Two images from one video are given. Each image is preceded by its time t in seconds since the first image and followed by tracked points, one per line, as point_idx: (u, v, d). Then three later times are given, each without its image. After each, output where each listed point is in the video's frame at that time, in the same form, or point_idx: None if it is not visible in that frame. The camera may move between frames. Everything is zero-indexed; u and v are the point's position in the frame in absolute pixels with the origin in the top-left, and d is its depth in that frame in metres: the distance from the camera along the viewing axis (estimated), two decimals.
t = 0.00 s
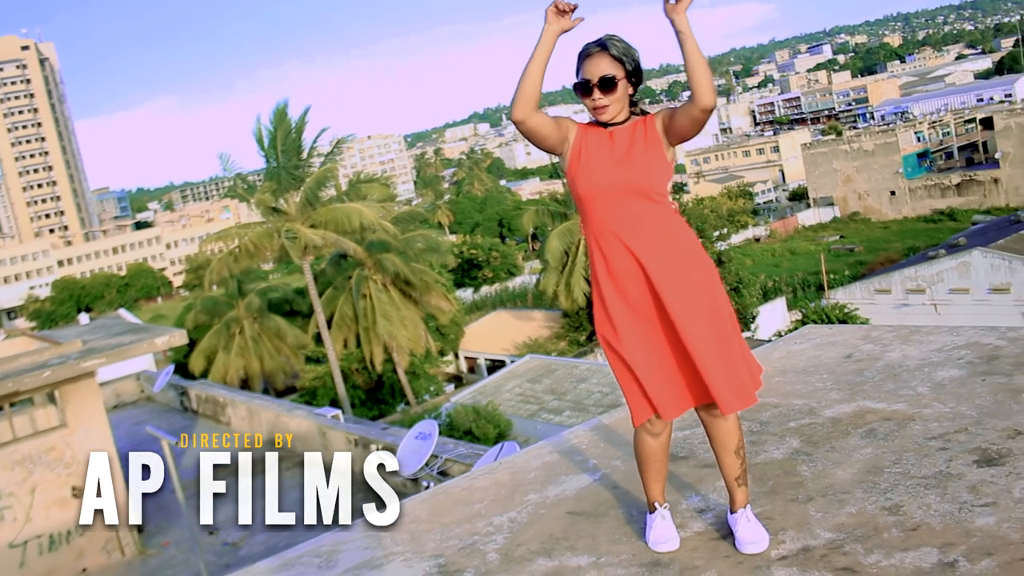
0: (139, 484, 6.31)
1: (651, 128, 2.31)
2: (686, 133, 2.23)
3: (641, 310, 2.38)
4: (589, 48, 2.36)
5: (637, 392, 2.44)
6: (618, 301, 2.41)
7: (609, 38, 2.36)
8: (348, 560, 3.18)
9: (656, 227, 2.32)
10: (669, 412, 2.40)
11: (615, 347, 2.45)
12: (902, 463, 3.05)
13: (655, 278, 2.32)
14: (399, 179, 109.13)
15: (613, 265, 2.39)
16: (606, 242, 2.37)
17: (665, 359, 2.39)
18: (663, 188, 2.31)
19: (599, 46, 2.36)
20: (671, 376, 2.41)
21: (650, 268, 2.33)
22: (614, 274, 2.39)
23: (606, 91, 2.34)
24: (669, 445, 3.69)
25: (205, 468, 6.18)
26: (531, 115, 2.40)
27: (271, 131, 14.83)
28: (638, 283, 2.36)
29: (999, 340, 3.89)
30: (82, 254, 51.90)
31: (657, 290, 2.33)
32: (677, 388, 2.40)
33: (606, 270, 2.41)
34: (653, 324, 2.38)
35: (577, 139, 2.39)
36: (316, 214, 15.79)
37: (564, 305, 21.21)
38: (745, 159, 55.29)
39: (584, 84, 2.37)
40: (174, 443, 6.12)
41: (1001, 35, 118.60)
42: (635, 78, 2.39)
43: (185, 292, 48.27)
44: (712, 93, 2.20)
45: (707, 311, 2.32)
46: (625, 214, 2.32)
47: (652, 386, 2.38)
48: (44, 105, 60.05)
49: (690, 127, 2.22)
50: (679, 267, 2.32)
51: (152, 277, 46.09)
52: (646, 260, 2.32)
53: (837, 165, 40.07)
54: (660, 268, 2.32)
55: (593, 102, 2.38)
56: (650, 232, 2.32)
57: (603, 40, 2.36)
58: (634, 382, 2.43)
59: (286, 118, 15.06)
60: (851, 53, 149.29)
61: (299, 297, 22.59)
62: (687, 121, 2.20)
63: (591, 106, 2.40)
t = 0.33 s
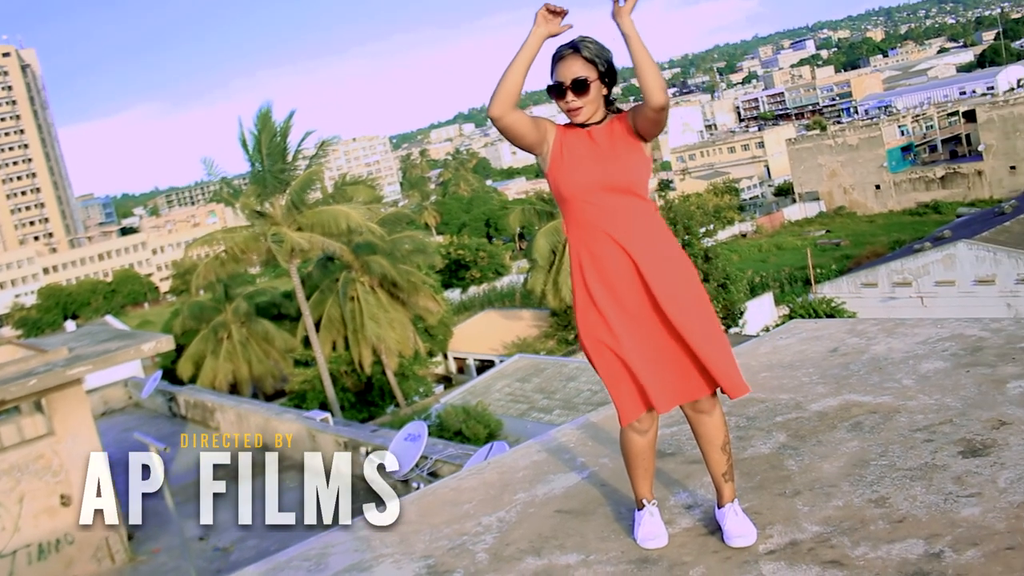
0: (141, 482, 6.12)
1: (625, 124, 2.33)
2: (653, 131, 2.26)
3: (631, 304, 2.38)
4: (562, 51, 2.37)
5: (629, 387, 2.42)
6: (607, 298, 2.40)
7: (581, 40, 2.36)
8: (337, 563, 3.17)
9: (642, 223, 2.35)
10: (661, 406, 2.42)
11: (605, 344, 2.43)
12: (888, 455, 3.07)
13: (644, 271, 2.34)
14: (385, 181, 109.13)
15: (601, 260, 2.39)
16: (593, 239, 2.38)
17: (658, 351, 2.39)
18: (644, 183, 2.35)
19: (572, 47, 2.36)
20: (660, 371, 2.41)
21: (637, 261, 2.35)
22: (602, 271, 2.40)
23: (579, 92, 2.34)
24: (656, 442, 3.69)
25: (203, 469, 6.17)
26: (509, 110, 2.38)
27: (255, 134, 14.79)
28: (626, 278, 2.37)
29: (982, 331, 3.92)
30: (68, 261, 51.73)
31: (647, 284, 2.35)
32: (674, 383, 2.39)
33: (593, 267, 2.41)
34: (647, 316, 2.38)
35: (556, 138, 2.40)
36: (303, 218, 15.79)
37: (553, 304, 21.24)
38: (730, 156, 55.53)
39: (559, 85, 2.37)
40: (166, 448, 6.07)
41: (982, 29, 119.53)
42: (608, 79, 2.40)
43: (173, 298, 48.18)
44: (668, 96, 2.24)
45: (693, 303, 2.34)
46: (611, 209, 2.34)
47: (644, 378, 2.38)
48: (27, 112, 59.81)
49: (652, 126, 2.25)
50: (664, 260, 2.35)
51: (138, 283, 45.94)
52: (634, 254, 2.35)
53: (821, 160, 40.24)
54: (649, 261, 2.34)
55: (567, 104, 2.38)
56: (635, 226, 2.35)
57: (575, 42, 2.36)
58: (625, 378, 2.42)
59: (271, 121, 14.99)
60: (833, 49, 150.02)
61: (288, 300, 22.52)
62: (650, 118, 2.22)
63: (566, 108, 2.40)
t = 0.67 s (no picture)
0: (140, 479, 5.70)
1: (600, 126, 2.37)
2: (623, 132, 2.31)
3: (616, 299, 2.39)
4: (533, 53, 2.38)
5: (613, 382, 2.42)
6: (592, 291, 2.40)
7: (554, 42, 2.38)
8: (323, 566, 3.17)
9: (628, 220, 2.40)
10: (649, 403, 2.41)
11: (588, 340, 2.42)
12: (871, 448, 3.08)
13: (633, 265, 2.38)
14: (370, 183, 109.24)
15: (588, 254, 2.39)
16: (579, 233, 2.39)
17: (644, 346, 2.40)
18: (627, 182, 2.40)
19: (544, 50, 2.37)
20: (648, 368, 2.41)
21: (624, 257, 2.38)
22: (588, 266, 2.39)
23: (552, 96, 2.36)
24: (641, 439, 3.70)
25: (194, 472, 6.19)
26: (481, 119, 2.40)
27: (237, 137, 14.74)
28: (614, 270, 2.38)
29: (964, 324, 3.94)
30: (52, 268, 51.58)
31: (634, 279, 2.38)
32: (660, 375, 2.39)
33: (577, 260, 2.41)
34: (634, 311, 2.39)
35: (535, 142, 2.41)
36: (287, 220, 15.76)
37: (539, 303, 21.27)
38: (715, 153, 55.65)
39: (532, 89, 2.39)
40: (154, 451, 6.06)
41: (961, 24, 120.23)
42: (580, 81, 2.42)
43: (158, 303, 48.09)
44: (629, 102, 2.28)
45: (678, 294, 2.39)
46: (598, 204, 2.37)
47: (634, 375, 2.37)
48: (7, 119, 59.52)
49: (623, 126, 2.30)
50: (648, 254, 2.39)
51: (122, 289, 45.68)
52: (621, 249, 2.38)
53: (804, 156, 40.25)
54: (637, 257, 2.38)
55: (540, 106, 2.39)
56: (623, 222, 2.39)
57: (548, 44, 2.39)
58: (609, 372, 2.41)
59: (253, 124, 14.94)
60: (814, 45, 150.56)
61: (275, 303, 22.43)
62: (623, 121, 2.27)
63: (539, 110, 2.42)
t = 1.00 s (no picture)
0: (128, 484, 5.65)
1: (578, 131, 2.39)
2: (601, 137, 2.32)
3: (598, 295, 2.39)
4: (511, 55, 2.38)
5: (591, 380, 2.42)
6: (573, 289, 2.39)
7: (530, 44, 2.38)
8: (310, 569, 3.16)
9: (608, 218, 2.42)
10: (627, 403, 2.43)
11: (566, 336, 2.42)
12: (854, 443, 3.10)
13: (616, 264, 2.39)
14: (354, 185, 109.08)
15: (569, 251, 2.40)
16: (563, 231, 2.39)
17: (628, 343, 2.40)
18: (608, 180, 2.42)
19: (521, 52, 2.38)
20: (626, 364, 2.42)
21: (604, 253, 2.39)
22: (570, 263, 2.40)
23: (527, 99, 2.36)
24: (625, 438, 3.71)
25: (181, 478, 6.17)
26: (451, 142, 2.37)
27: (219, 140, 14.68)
28: (598, 268, 2.39)
29: (945, 318, 3.97)
30: (34, 275, 51.23)
31: (615, 278, 2.40)
32: (641, 375, 2.40)
33: (558, 259, 2.41)
34: (615, 308, 2.41)
35: (513, 148, 2.39)
36: (272, 224, 15.74)
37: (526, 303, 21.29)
38: (698, 150, 55.80)
39: (509, 92, 2.38)
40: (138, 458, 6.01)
41: (941, 20, 121.02)
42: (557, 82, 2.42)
43: (142, 308, 47.85)
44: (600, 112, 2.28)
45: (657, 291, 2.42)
46: (583, 203, 2.38)
47: (613, 374, 2.38)
48: None
49: (599, 136, 2.30)
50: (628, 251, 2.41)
51: (106, 295, 45.44)
52: (604, 247, 2.39)
53: (787, 153, 40.46)
54: (619, 256, 2.40)
55: (516, 109, 2.40)
56: (606, 222, 2.41)
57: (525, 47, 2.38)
58: (588, 369, 2.42)
59: (235, 128, 14.88)
60: (795, 42, 151.28)
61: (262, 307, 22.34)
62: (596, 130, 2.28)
63: (515, 112, 2.42)
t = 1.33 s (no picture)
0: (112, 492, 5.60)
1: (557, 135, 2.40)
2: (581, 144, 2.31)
3: (576, 293, 2.40)
4: (486, 58, 2.41)
5: (569, 379, 2.44)
6: (552, 288, 2.40)
7: (502, 47, 2.40)
8: (296, 573, 3.15)
9: (587, 216, 2.42)
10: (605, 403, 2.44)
11: (542, 333, 2.43)
12: (838, 439, 3.11)
13: (594, 263, 2.39)
14: (338, 189, 108.92)
15: (548, 251, 2.40)
16: (541, 231, 2.40)
17: (606, 343, 2.41)
18: (588, 179, 2.42)
19: (495, 54, 2.40)
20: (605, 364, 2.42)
21: (582, 252, 2.39)
22: (547, 264, 2.40)
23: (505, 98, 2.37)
24: (610, 437, 3.72)
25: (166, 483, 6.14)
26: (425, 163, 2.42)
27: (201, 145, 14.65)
28: (575, 267, 2.39)
29: (926, 313, 3.99)
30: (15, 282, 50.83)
31: (594, 277, 2.40)
32: (619, 375, 2.40)
33: (536, 258, 2.41)
34: (594, 306, 2.41)
35: (490, 155, 2.41)
36: (255, 227, 15.72)
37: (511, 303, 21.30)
38: (680, 149, 56.02)
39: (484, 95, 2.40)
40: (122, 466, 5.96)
41: (920, 16, 121.95)
42: (534, 83, 2.43)
43: (126, 315, 47.56)
44: (580, 122, 2.28)
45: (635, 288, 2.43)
46: (562, 203, 2.38)
47: (592, 375, 2.39)
48: None
49: (579, 145, 2.30)
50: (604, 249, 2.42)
51: (89, 301, 45.15)
52: (582, 246, 2.40)
53: (770, 150, 40.71)
54: (598, 256, 2.40)
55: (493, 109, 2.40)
56: (585, 219, 2.41)
57: (498, 50, 2.40)
58: (564, 368, 2.43)
59: (217, 132, 14.85)
60: (776, 40, 151.96)
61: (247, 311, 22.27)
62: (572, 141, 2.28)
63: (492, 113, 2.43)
